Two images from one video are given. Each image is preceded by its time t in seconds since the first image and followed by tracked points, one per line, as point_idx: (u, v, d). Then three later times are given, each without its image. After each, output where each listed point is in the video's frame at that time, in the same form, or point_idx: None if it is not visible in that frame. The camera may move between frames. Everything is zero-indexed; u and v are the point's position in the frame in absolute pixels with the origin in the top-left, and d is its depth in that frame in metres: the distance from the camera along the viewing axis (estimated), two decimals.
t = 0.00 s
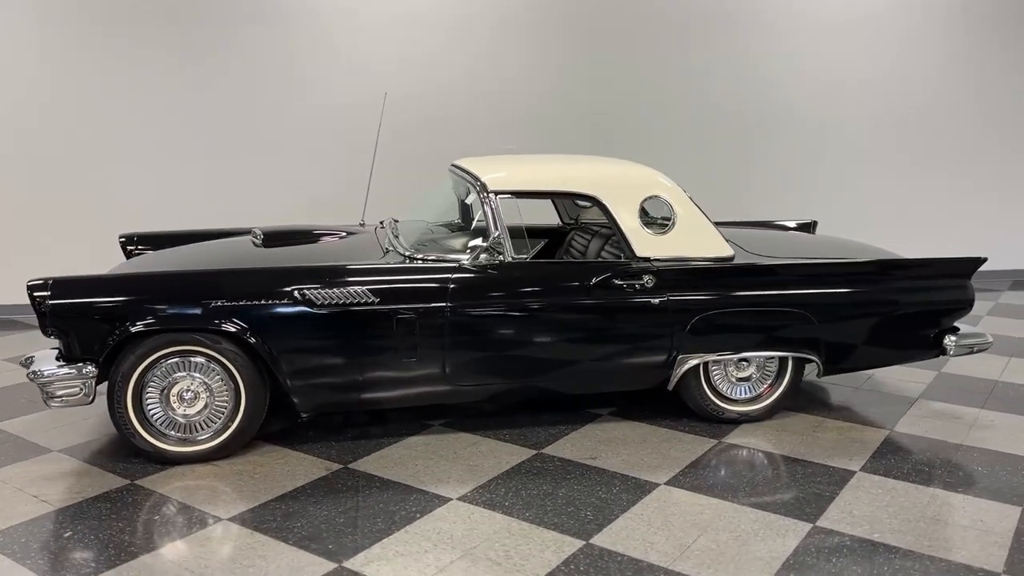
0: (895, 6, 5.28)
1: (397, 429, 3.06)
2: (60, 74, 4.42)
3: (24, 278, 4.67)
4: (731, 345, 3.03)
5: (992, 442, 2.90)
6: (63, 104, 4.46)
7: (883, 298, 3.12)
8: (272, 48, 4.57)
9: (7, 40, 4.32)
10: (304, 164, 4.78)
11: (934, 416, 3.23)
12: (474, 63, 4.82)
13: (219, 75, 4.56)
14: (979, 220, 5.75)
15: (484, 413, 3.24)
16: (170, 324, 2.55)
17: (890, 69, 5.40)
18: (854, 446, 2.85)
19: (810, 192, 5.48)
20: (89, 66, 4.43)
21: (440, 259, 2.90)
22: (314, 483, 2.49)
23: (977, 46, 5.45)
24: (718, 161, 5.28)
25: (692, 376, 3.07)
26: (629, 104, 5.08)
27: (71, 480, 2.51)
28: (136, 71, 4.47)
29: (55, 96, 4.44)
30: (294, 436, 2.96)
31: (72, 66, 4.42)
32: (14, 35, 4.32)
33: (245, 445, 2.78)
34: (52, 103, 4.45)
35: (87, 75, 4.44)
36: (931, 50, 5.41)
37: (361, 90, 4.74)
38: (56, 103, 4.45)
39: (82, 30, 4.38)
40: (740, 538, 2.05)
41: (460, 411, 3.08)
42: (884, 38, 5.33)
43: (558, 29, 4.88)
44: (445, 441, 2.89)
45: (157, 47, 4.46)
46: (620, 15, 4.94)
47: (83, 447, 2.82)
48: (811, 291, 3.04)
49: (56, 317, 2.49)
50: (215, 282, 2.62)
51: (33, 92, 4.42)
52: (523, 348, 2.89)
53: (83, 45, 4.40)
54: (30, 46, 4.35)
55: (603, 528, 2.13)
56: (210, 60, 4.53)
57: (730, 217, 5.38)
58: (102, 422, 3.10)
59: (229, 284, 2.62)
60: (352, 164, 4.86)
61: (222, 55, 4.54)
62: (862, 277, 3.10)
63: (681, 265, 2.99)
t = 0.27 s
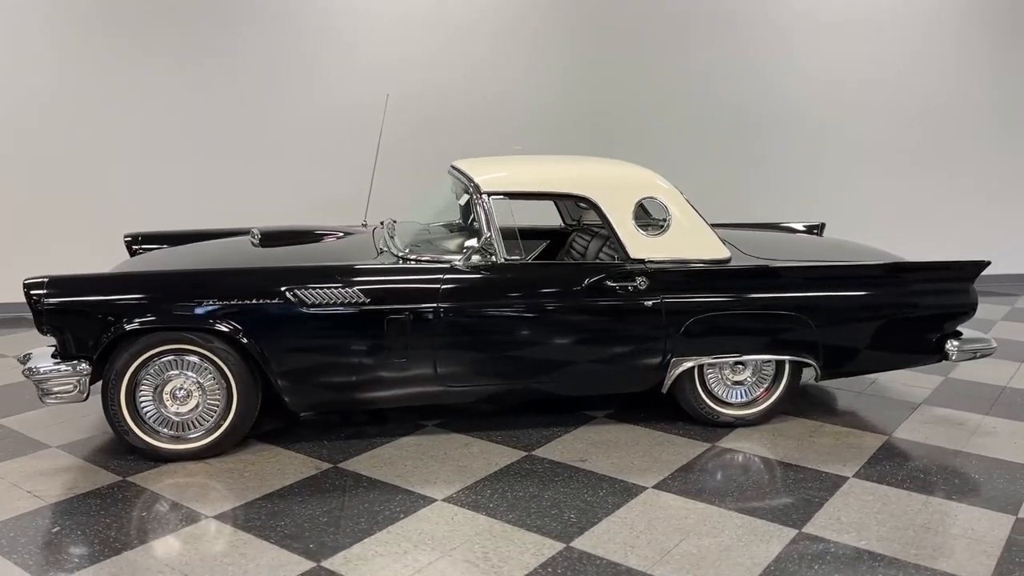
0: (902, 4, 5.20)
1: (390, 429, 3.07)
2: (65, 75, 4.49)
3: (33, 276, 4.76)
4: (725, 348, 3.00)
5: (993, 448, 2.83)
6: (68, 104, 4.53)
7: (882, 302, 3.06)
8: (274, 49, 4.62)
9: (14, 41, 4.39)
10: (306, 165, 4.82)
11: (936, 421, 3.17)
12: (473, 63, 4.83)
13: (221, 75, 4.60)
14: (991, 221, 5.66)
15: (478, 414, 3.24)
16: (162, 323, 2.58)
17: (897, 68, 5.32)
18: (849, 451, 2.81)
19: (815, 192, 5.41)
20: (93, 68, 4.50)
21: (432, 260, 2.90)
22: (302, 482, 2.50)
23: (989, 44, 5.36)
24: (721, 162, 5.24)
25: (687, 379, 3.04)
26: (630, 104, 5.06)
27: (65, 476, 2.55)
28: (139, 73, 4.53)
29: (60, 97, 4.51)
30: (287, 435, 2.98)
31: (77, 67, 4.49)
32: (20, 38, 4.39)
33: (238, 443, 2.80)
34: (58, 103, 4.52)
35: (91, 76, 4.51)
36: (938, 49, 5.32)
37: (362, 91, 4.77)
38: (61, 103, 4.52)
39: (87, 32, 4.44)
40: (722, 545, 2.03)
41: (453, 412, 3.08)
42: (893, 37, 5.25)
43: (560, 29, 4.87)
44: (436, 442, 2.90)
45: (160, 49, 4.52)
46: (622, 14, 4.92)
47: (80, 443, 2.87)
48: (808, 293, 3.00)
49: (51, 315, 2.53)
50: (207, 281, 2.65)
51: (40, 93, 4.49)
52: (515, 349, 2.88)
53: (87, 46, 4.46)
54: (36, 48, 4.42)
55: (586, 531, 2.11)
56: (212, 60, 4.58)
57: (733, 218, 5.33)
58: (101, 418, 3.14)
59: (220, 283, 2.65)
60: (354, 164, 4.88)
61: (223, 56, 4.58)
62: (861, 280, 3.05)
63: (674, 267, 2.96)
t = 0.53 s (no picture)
0: (912, 3, 5.13)
1: (387, 429, 3.09)
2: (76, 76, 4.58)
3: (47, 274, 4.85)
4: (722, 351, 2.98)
5: (995, 455, 2.78)
6: (79, 105, 4.63)
7: (883, 305, 3.03)
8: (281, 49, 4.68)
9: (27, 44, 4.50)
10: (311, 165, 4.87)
11: (939, 427, 3.12)
12: (476, 64, 4.85)
13: (228, 76, 4.67)
14: (1006, 223, 5.56)
15: (475, 415, 3.25)
16: (160, 322, 2.62)
17: (907, 68, 5.24)
18: (847, 456, 2.78)
19: (823, 194, 5.36)
20: (103, 69, 4.59)
21: (428, 261, 2.92)
22: (295, 481, 2.53)
23: (1003, 43, 5.27)
24: (726, 162, 5.21)
25: (684, 381, 3.02)
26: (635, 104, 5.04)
27: (65, 472, 2.60)
28: (149, 74, 4.61)
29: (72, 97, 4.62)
30: (285, 434, 3.01)
31: (88, 68, 4.58)
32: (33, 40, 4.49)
33: (235, 441, 2.84)
34: (69, 104, 4.62)
35: (101, 78, 4.60)
36: (950, 48, 5.24)
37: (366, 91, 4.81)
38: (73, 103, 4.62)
39: (98, 34, 4.54)
40: (707, 549, 2.01)
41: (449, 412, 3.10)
42: (903, 35, 5.18)
43: (564, 29, 4.87)
44: (431, 442, 2.91)
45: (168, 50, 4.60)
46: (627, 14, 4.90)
47: (82, 440, 2.92)
48: (806, 297, 2.97)
49: (52, 313, 2.58)
50: (204, 281, 2.69)
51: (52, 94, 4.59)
52: (509, 351, 2.89)
53: (97, 48, 4.55)
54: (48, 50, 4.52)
55: (571, 533, 2.11)
56: (219, 61, 4.65)
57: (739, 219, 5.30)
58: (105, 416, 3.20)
59: (217, 283, 2.69)
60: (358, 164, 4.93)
61: (230, 57, 4.66)
62: (861, 283, 3.02)
63: (670, 269, 2.95)
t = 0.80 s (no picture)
0: None
1: (384, 427, 3.12)
2: (87, 76, 4.66)
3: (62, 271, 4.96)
4: (718, 353, 2.97)
5: (997, 460, 2.73)
6: (89, 105, 4.70)
7: (883, 308, 2.99)
8: (288, 50, 4.72)
9: (39, 44, 4.58)
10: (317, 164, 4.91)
11: (942, 431, 3.07)
12: (480, 64, 4.84)
13: (237, 76, 4.73)
14: None
15: (473, 415, 3.26)
16: (159, 318, 2.67)
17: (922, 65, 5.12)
18: (843, 459, 2.75)
19: (836, 195, 5.24)
20: (113, 69, 4.66)
21: (424, 261, 2.94)
22: (287, 477, 2.56)
23: None
24: (735, 163, 5.13)
25: (680, 382, 3.01)
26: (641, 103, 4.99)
27: (67, 464, 2.66)
28: (160, 74, 4.69)
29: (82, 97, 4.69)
30: (283, 431, 3.05)
31: (98, 68, 4.65)
32: (45, 41, 4.58)
33: (233, 437, 2.89)
34: (80, 103, 4.70)
35: (111, 78, 4.67)
36: (969, 44, 5.11)
37: (371, 91, 4.84)
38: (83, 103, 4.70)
39: (109, 35, 4.61)
40: (689, 551, 2.01)
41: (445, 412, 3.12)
42: (920, 31, 5.06)
43: (571, 27, 4.83)
44: (426, 440, 2.93)
45: (177, 50, 4.66)
46: (635, 11, 4.85)
47: (86, 433, 2.99)
48: (804, 298, 2.95)
49: (54, 308, 2.64)
50: (202, 279, 2.73)
51: (63, 93, 4.67)
52: (503, 350, 2.90)
53: (106, 47, 4.62)
54: (59, 50, 4.60)
55: (555, 532, 2.11)
56: (226, 62, 4.71)
57: (747, 220, 5.22)
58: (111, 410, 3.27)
59: (214, 281, 2.74)
60: (362, 162, 4.94)
61: (237, 57, 4.71)
62: (861, 285, 2.98)
63: (665, 270, 2.95)
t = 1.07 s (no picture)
0: None
1: (379, 426, 3.15)
2: (96, 77, 4.75)
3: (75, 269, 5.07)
4: (711, 355, 2.96)
5: (992, 466, 2.70)
6: (99, 105, 4.79)
7: (879, 311, 2.96)
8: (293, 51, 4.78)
9: (50, 46, 4.67)
10: (322, 163, 4.97)
11: (939, 436, 3.03)
12: (481, 64, 4.87)
13: (244, 77, 4.80)
14: None
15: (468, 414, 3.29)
16: (156, 316, 2.73)
17: (930, 65, 5.05)
18: (834, 462, 2.73)
19: (842, 196, 5.19)
20: (121, 70, 4.74)
21: (418, 261, 2.97)
22: (279, 473, 2.60)
23: None
24: (739, 163, 5.10)
25: (673, 384, 3.01)
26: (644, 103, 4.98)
27: (67, 458, 2.73)
28: (169, 75, 4.77)
29: (92, 98, 4.78)
30: (279, 428, 3.10)
31: (107, 69, 4.74)
32: (56, 42, 4.67)
33: (230, 434, 2.94)
34: (90, 103, 4.79)
35: (120, 79, 4.76)
36: (981, 43, 5.03)
37: (374, 91, 4.88)
38: (93, 104, 4.79)
39: (118, 36, 4.69)
40: (668, 551, 2.01)
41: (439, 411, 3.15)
42: (929, 30, 4.99)
43: (574, 28, 4.84)
44: (419, 439, 2.96)
45: (184, 52, 4.74)
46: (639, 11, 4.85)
47: (89, 428, 3.06)
48: (798, 301, 2.93)
49: (55, 305, 2.71)
50: (199, 278, 2.79)
51: (74, 94, 4.77)
52: (495, 351, 2.92)
53: (115, 49, 4.70)
54: (70, 51, 4.69)
55: (536, 530, 2.13)
56: (233, 63, 4.78)
57: (751, 221, 5.19)
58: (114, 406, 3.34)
59: (211, 280, 2.79)
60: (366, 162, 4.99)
61: (242, 58, 4.78)
62: (856, 288, 2.96)
63: (657, 271, 2.95)
